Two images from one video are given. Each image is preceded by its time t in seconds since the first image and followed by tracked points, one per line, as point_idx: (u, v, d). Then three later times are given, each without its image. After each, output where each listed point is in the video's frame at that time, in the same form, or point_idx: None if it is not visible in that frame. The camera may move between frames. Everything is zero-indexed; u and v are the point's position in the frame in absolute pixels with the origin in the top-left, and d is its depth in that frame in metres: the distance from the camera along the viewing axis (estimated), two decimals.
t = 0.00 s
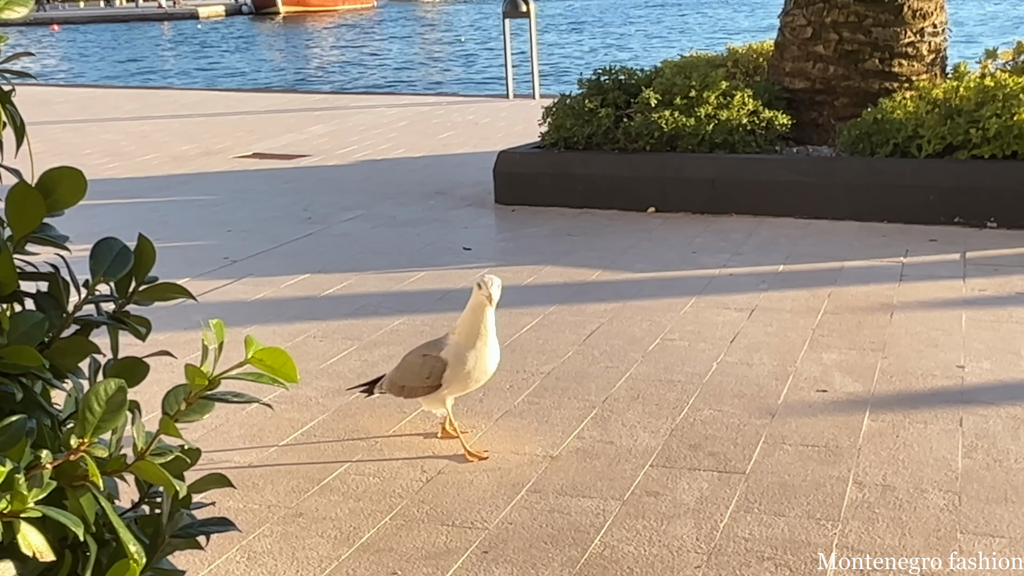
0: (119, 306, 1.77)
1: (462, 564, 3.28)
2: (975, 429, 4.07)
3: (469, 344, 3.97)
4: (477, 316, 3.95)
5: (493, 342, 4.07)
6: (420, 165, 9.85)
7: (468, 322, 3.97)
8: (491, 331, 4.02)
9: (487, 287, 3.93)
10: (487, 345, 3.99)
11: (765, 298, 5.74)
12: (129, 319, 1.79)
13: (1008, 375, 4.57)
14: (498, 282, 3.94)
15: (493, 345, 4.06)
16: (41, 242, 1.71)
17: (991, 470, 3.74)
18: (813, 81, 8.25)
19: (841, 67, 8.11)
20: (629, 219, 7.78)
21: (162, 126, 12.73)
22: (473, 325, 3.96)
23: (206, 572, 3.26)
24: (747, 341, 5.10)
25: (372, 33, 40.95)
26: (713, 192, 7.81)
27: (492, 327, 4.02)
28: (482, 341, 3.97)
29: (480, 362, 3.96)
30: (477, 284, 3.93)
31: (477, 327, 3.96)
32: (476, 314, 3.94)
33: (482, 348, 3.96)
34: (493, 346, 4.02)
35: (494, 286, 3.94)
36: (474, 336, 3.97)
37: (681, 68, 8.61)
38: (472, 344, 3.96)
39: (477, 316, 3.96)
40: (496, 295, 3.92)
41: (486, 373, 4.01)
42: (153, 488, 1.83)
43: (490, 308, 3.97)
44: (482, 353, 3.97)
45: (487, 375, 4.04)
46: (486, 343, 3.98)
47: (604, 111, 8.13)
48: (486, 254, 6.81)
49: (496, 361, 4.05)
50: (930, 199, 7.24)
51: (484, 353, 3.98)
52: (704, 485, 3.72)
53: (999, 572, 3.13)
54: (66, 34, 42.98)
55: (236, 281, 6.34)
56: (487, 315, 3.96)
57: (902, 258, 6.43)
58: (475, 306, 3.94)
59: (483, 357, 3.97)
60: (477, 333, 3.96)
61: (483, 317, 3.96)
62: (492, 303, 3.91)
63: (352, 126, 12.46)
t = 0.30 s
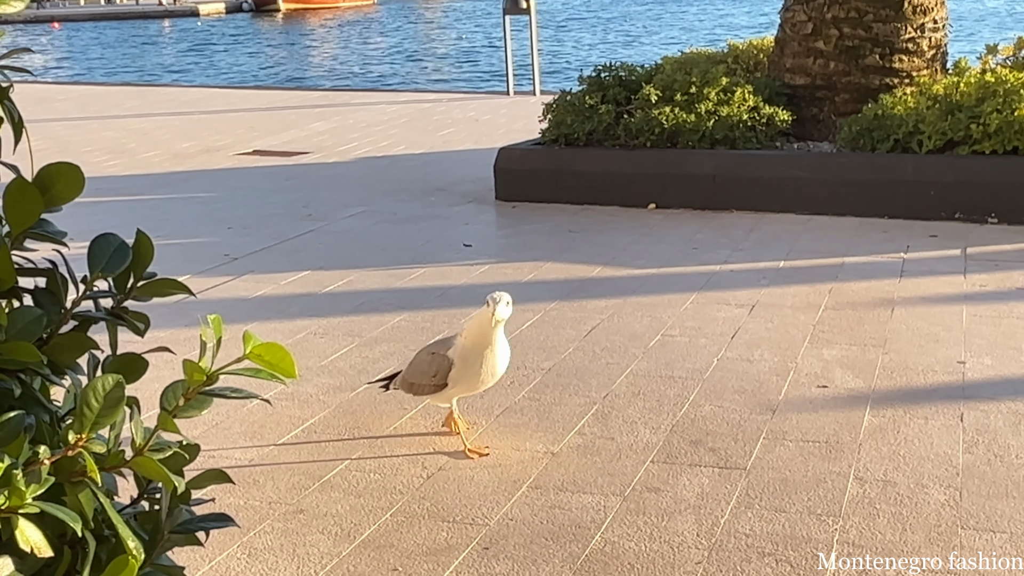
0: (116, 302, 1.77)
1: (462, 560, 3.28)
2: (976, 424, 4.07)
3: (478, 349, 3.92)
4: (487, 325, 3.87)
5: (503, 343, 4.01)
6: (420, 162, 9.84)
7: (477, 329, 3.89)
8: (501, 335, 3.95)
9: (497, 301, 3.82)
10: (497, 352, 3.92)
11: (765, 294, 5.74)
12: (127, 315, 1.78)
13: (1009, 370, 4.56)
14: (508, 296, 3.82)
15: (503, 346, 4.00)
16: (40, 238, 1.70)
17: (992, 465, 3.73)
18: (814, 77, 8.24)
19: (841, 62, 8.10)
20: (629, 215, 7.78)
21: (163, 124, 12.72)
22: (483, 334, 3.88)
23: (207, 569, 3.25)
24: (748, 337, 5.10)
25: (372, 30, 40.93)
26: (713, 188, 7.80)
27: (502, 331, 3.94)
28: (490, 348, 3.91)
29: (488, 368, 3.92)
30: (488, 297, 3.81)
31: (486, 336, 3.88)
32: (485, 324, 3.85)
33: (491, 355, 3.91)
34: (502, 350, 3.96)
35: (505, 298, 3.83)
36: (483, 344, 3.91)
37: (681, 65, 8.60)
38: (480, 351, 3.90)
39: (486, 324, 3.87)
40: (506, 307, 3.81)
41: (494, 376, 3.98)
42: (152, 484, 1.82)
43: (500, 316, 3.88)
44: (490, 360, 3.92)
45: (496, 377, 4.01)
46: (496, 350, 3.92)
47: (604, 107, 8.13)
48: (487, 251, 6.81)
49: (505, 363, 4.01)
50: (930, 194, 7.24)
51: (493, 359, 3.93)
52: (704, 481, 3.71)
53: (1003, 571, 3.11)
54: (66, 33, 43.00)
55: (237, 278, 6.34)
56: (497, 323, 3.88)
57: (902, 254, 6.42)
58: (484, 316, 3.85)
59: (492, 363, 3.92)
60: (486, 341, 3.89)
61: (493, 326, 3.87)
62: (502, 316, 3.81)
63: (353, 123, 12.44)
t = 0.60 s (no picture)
0: (110, 300, 1.76)
1: (457, 558, 3.28)
2: (972, 420, 4.07)
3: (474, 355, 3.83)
4: (483, 330, 3.77)
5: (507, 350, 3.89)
6: (416, 160, 9.83)
7: (473, 334, 3.80)
8: (501, 342, 3.83)
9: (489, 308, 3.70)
10: (494, 360, 3.81)
11: (761, 291, 5.74)
12: (121, 313, 1.78)
13: (1004, 367, 4.57)
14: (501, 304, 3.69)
15: (506, 353, 3.88)
16: (33, 236, 1.70)
17: (987, 462, 3.74)
18: (809, 74, 8.24)
19: (837, 59, 8.11)
20: (626, 213, 7.78)
21: (158, 122, 12.70)
22: (478, 340, 3.78)
23: (203, 567, 3.25)
24: (744, 334, 5.10)
25: (368, 27, 40.88)
26: (709, 186, 7.80)
27: (502, 338, 3.82)
28: (488, 355, 3.80)
29: (484, 375, 3.82)
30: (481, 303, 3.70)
31: (483, 343, 3.78)
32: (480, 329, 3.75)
33: (487, 362, 3.80)
34: (503, 358, 3.84)
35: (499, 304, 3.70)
36: (478, 350, 3.80)
37: (677, 62, 8.59)
38: (475, 356, 3.80)
39: (482, 330, 3.77)
40: (498, 314, 3.68)
41: (495, 384, 3.87)
42: (146, 481, 1.82)
43: (498, 323, 3.76)
44: (486, 366, 3.81)
45: (498, 384, 3.89)
46: (493, 358, 3.80)
47: (600, 104, 8.13)
48: (483, 248, 6.80)
49: (507, 372, 3.88)
50: (926, 192, 7.24)
51: (491, 365, 3.81)
52: (700, 478, 3.72)
53: (1001, 571, 3.10)
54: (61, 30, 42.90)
55: (233, 276, 6.33)
56: (492, 330, 3.76)
57: (898, 251, 6.43)
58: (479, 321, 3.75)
59: (488, 370, 3.82)
60: (481, 348, 3.78)
61: (488, 332, 3.77)
62: (493, 323, 3.70)
63: (349, 120, 12.43)
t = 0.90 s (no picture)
0: (104, 296, 1.76)
1: (453, 555, 3.28)
2: (967, 417, 4.08)
3: (479, 356, 3.75)
4: (484, 330, 3.69)
5: (514, 352, 3.80)
6: (412, 157, 9.83)
7: (476, 333, 3.73)
8: (505, 344, 3.74)
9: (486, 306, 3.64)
10: (498, 362, 3.72)
11: (757, 288, 5.74)
12: (115, 310, 1.78)
13: (1000, 363, 4.58)
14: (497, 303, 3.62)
15: (512, 356, 3.78)
16: (26, 233, 1.70)
17: (982, 458, 3.74)
18: (805, 71, 8.25)
19: (832, 56, 8.11)
20: (621, 210, 7.78)
21: (153, 119, 12.68)
22: (482, 340, 3.71)
23: (199, 564, 3.25)
24: (739, 331, 5.10)
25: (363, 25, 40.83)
26: (705, 183, 7.80)
27: (507, 340, 3.73)
28: (492, 357, 3.72)
29: (487, 377, 3.74)
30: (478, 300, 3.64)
31: (485, 343, 3.70)
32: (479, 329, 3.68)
33: (491, 364, 3.72)
34: (508, 361, 3.75)
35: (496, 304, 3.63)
36: (480, 351, 3.73)
37: (673, 59, 8.59)
38: (478, 357, 3.73)
39: (484, 329, 3.70)
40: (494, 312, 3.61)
41: (500, 389, 3.78)
42: (140, 478, 1.82)
43: (499, 323, 3.68)
44: (490, 368, 3.73)
45: (505, 388, 3.80)
46: (497, 360, 3.72)
47: (596, 101, 8.13)
48: (478, 245, 6.80)
49: (514, 375, 3.78)
50: (921, 188, 7.25)
51: (495, 367, 3.73)
52: (695, 475, 3.72)
53: (1001, 571, 3.08)
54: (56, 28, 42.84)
55: (228, 273, 6.32)
56: (493, 330, 3.69)
57: (894, 248, 6.43)
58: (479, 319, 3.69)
59: (491, 371, 3.73)
60: (482, 348, 3.71)
61: (489, 332, 3.69)
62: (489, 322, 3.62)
63: (344, 118, 12.42)
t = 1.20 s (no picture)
0: (100, 293, 1.76)
1: (450, 552, 3.28)
2: (963, 413, 4.08)
3: (485, 355, 3.73)
4: (487, 330, 3.67)
5: (521, 350, 3.77)
6: (409, 154, 9.82)
7: (480, 333, 3.71)
8: (510, 343, 3.72)
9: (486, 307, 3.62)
10: (504, 362, 3.70)
11: (754, 284, 5.74)
12: (111, 306, 1.77)
13: (996, 359, 4.58)
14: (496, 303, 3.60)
15: (520, 354, 3.76)
16: (22, 230, 1.69)
17: (978, 454, 3.75)
18: (801, 67, 8.25)
19: (829, 52, 8.11)
20: (618, 206, 7.78)
21: (150, 116, 12.66)
22: (486, 341, 3.69)
23: (196, 561, 3.25)
24: (736, 327, 5.11)
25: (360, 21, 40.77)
26: (701, 179, 7.80)
27: (511, 338, 3.70)
28: (498, 356, 3.70)
29: (494, 377, 3.72)
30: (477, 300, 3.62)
31: (489, 342, 3.68)
32: (482, 328, 3.66)
33: (497, 364, 3.70)
34: (515, 360, 3.73)
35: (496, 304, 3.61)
36: (484, 350, 3.71)
37: (669, 55, 8.58)
38: (484, 357, 3.71)
39: (487, 329, 3.68)
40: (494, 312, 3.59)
41: (509, 387, 3.76)
42: (137, 475, 1.82)
43: (501, 322, 3.66)
44: (496, 368, 3.71)
45: (514, 386, 3.78)
46: (502, 359, 3.70)
47: (592, 98, 8.13)
48: (475, 242, 6.80)
49: (523, 373, 3.76)
50: (918, 185, 7.26)
51: (501, 366, 3.71)
52: (692, 471, 3.72)
53: (1001, 571, 3.06)
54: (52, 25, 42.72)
55: (225, 270, 6.32)
56: (496, 329, 3.66)
57: (890, 244, 6.44)
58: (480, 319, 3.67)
59: (498, 371, 3.71)
60: (487, 348, 3.69)
61: (492, 332, 3.67)
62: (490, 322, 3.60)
63: (341, 114, 12.41)
